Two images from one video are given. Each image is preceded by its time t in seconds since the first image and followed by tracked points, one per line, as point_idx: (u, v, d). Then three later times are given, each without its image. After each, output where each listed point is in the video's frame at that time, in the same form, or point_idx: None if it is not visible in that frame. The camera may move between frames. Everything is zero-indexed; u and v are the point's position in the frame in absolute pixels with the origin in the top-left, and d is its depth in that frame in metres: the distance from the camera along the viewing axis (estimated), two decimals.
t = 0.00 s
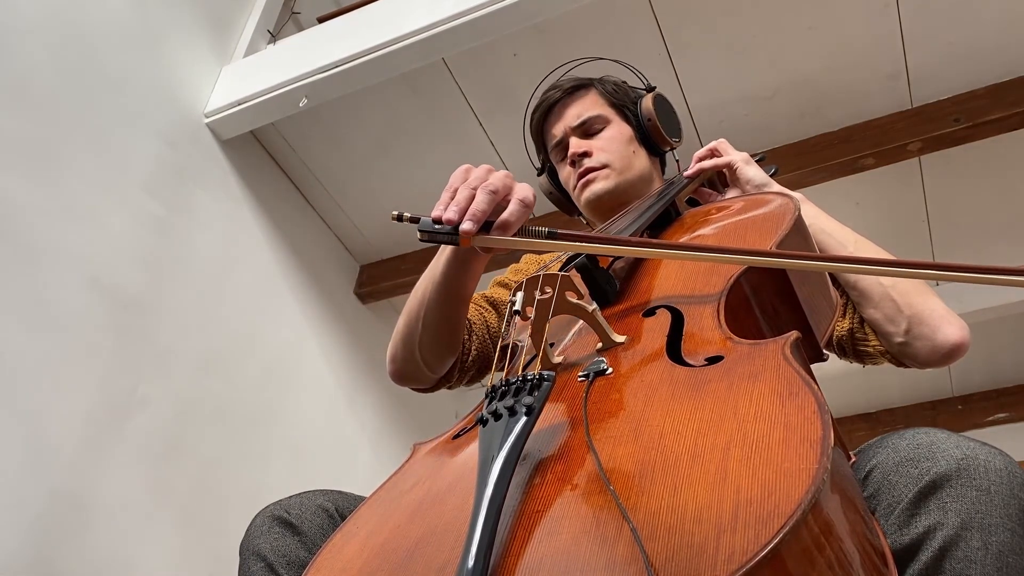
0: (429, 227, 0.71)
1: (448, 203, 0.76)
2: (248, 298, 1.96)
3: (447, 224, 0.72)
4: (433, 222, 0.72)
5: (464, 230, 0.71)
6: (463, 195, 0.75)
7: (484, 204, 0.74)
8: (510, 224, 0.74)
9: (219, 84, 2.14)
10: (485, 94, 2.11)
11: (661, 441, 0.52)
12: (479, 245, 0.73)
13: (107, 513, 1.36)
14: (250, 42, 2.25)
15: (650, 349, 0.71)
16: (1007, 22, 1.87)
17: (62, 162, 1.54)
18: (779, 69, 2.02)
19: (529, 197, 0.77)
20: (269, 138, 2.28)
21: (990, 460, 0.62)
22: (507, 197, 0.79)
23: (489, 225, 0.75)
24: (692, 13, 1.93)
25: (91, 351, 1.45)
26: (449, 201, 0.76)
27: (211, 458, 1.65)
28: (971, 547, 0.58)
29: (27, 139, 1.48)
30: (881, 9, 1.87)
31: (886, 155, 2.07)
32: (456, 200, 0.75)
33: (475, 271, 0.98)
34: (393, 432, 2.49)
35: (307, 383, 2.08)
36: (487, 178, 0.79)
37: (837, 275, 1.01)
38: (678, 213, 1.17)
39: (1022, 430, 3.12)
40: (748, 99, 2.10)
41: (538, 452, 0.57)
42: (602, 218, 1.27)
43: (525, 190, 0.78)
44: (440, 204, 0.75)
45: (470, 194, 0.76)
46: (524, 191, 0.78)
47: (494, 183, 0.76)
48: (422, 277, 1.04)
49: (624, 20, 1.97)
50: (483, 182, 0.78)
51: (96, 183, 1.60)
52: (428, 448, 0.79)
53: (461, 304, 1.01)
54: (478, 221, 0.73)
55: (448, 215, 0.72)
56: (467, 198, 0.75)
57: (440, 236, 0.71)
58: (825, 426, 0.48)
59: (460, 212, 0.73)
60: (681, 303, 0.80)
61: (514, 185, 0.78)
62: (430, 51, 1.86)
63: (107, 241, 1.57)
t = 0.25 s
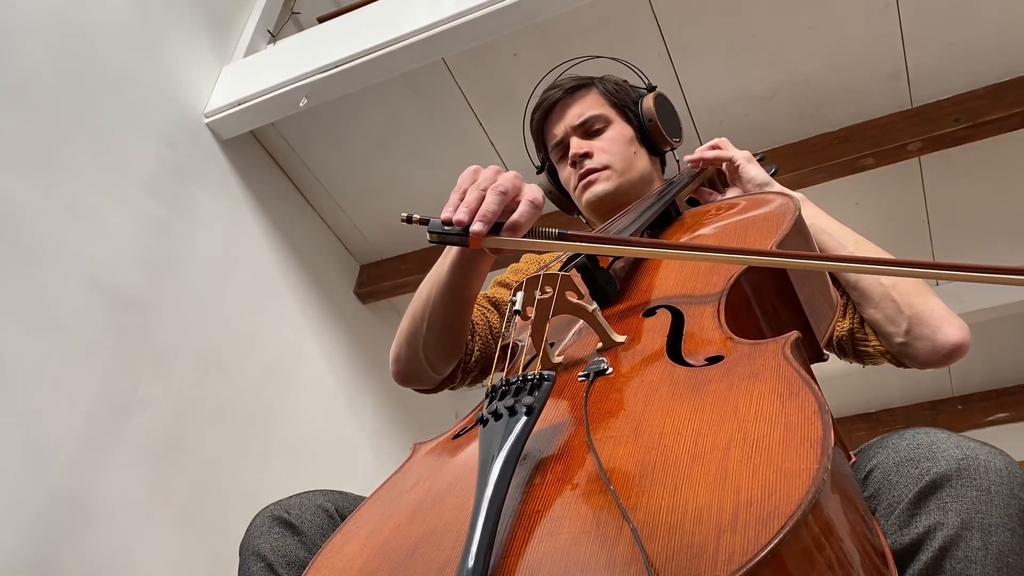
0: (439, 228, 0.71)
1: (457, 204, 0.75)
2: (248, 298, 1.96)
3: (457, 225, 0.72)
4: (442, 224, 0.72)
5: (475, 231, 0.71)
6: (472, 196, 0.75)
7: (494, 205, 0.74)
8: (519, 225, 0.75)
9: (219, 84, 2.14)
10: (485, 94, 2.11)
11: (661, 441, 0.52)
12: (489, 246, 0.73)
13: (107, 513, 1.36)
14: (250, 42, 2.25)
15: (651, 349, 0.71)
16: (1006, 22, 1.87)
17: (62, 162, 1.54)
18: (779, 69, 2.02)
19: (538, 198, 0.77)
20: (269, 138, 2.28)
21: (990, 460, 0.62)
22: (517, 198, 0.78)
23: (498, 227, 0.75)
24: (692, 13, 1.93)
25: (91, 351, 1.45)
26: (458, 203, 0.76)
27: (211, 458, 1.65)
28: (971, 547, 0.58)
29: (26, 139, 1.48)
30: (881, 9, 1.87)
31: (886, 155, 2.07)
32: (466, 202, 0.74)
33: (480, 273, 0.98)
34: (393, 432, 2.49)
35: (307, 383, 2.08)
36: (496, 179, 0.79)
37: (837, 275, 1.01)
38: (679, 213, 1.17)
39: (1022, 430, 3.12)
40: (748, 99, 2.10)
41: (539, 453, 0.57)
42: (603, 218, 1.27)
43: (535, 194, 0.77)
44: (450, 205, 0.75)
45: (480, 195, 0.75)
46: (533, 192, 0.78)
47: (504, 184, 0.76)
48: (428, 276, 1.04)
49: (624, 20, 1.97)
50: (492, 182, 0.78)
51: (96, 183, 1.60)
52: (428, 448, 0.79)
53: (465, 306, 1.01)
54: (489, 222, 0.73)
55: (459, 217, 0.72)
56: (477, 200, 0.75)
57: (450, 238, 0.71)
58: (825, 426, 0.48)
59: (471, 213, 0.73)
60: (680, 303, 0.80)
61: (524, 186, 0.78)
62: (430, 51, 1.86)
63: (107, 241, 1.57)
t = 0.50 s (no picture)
0: (447, 230, 0.72)
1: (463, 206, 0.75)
2: (248, 298, 1.96)
3: (466, 227, 0.72)
4: (450, 225, 0.72)
5: (483, 233, 0.71)
6: (480, 198, 0.75)
7: (502, 206, 0.74)
8: (528, 227, 0.74)
9: (219, 84, 2.14)
10: (485, 94, 2.11)
11: (662, 442, 0.52)
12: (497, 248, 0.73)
13: (107, 513, 1.36)
14: (250, 42, 2.25)
15: (651, 349, 0.71)
16: (1007, 22, 1.87)
17: (63, 162, 1.54)
18: (779, 69, 2.02)
19: (546, 200, 0.77)
20: (269, 138, 2.28)
21: (990, 460, 0.62)
22: (524, 200, 0.78)
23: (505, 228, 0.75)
24: (692, 13, 1.93)
25: (91, 351, 1.45)
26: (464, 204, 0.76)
27: (211, 458, 1.65)
28: (971, 547, 0.58)
29: (27, 139, 1.48)
30: (881, 9, 1.87)
31: (886, 155, 2.07)
32: (474, 204, 0.74)
33: (485, 274, 0.98)
34: (393, 432, 2.49)
35: (307, 383, 2.08)
36: (503, 180, 0.79)
37: (837, 275, 1.01)
38: (679, 212, 1.17)
39: (1022, 430, 3.12)
40: (748, 99, 2.10)
41: (539, 453, 0.57)
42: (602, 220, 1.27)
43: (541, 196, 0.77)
44: (458, 207, 0.75)
45: (487, 197, 0.75)
46: (541, 193, 0.77)
47: (512, 186, 0.76)
48: (433, 276, 1.04)
49: (624, 20, 1.97)
50: (499, 184, 0.78)
51: (96, 183, 1.60)
52: (428, 449, 0.79)
53: (470, 307, 1.01)
54: (497, 224, 0.72)
55: (466, 218, 0.72)
56: (483, 201, 0.75)
57: (458, 238, 0.72)
58: (825, 426, 0.48)
59: (478, 215, 0.73)
60: (680, 303, 0.80)
61: (531, 187, 0.78)
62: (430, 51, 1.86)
63: (107, 241, 1.57)
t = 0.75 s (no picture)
0: (453, 232, 0.72)
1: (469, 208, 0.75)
2: (248, 298, 1.96)
3: (473, 228, 0.72)
4: (457, 227, 0.72)
5: (489, 234, 0.70)
6: (487, 198, 0.74)
7: (509, 207, 0.73)
8: (535, 228, 0.74)
9: (219, 84, 2.14)
10: (485, 94, 2.11)
11: (662, 441, 0.52)
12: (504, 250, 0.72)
13: (107, 513, 1.36)
14: (250, 42, 2.25)
15: (651, 349, 0.71)
16: (1007, 22, 1.87)
17: (63, 162, 1.54)
18: (779, 69, 2.02)
19: (553, 202, 0.77)
20: (269, 138, 2.28)
21: (991, 460, 0.62)
22: (530, 199, 0.78)
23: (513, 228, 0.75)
24: (692, 14, 1.93)
25: (91, 351, 1.45)
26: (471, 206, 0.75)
27: (211, 458, 1.65)
28: (971, 547, 0.58)
29: (27, 139, 1.48)
30: (881, 9, 1.87)
31: (886, 155, 2.07)
32: (481, 205, 0.74)
33: (489, 275, 0.98)
34: (393, 432, 2.49)
35: (307, 383, 2.08)
36: (510, 181, 0.79)
37: (837, 275, 1.01)
38: (678, 212, 1.17)
39: (1022, 430, 3.12)
40: (748, 99, 2.10)
41: (539, 453, 0.57)
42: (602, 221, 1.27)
43: (548, 197, 0.77)
44: (464, 208, 0.75)
45: (494, 198, 0.75)
46: (547, 194, 0.77)
47: (518, 187, 0.76)
48: (436, 276, 1.04)
49: (624, 20, 1.97)
50: (506, 184, 0.77)
51: (96, 183, 1.60)
52: (428, 449, 0.79)
53: (474, 308, 1.01)
54: (504, 225, 0.72)
55: (472, 220, 0.72)
56: (491, 203, 0.74)
57: (464, 240, 0.72)
58: (825, 426, 0.48)
59: (485, 216, 0.73)
60: (680, 303, 0.81)
61: (537, 188, 0.78)
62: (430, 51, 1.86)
63: (106, 241, 1.57)
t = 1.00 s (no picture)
0: (459, 235, 0.72)
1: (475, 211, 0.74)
2: (247, 298, 1.96)
3: (478, 231, 0.72)
4: (463, 230, 0.72)
5: (496, 236, 0.71)
6: (492, 201, 0.74)
7: (514, 209, 0.73)
8: (541, 229, 0.74)
9: (219, 84, 2.14)
10: (485, 94, 2.11)
11: (661, 441, 0.52)
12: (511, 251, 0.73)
13: (107, 513, 1.36)
14: (250, 42, 2.25)
15: (651, 350, 0.71)
16: (1006, 22, 1.87)
17: (63, 162, 1.54)
18: (779, 70, 2.02)
19: (558, 203, 0.77)
20: (269, 138, 2.28)
21: (991, 460, 0.62)
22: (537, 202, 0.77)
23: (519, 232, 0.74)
24: (692, 14, 1.93)
25: (91, 351, 1.45)
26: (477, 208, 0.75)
27: (211, 458, 1.65)
28: (971, 547, 0.58)
29: (28, 140, 1.48)
30: (880, 9, 1.88)
31: (886, 155, 2.07)
32: (486, 207, 0.74)
33: (493, 276, 0.98)
34: (393, 433, 2.49)
35: (307, 383, 2.08)
36: (514, 183, 0.78)
37: (836, 275, 1.01)
38: (679, 213, 1.17)
39: (1022, 430, 3.12)
40: (748, 99, 2.10)
41: (539, 453, 0.57)
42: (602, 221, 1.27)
43: (554, 200, 0.77)
44: (470, 211, 0.75)
45: (499, 200, 0.74)
46: (552, 196, 0.77)
47: (524, 189, 0.75)
48: (440, 277, 1.04)
49: (624, 20, 1.97)
50: (511, 186, 0.77)
51: (97, 184, 1.61)
52: (428, 448, 0.79)
53: (477, 310, 1.01)
54: (510, 227, 0.72)
55: (479, 222, 0.72)
56: (497, 205, 0.74)
57: (470, 242, 0.72)
58: (825, 426, 0.48)
59: (492, 218, 0.72)
60: (681, 303, 0.81)
61: (542, 189, 0.77)
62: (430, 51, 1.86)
63: (106, 241, 1.57)
